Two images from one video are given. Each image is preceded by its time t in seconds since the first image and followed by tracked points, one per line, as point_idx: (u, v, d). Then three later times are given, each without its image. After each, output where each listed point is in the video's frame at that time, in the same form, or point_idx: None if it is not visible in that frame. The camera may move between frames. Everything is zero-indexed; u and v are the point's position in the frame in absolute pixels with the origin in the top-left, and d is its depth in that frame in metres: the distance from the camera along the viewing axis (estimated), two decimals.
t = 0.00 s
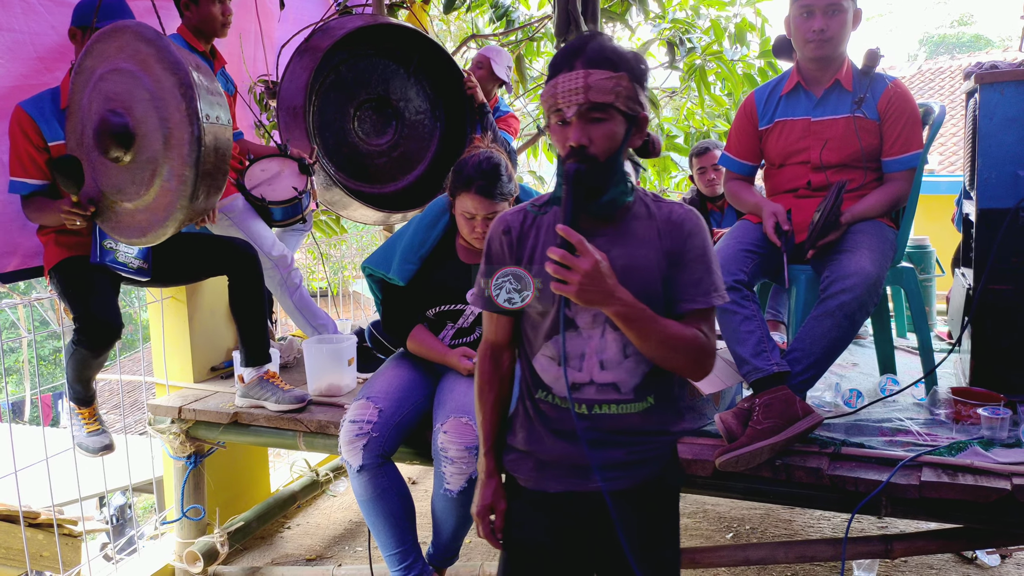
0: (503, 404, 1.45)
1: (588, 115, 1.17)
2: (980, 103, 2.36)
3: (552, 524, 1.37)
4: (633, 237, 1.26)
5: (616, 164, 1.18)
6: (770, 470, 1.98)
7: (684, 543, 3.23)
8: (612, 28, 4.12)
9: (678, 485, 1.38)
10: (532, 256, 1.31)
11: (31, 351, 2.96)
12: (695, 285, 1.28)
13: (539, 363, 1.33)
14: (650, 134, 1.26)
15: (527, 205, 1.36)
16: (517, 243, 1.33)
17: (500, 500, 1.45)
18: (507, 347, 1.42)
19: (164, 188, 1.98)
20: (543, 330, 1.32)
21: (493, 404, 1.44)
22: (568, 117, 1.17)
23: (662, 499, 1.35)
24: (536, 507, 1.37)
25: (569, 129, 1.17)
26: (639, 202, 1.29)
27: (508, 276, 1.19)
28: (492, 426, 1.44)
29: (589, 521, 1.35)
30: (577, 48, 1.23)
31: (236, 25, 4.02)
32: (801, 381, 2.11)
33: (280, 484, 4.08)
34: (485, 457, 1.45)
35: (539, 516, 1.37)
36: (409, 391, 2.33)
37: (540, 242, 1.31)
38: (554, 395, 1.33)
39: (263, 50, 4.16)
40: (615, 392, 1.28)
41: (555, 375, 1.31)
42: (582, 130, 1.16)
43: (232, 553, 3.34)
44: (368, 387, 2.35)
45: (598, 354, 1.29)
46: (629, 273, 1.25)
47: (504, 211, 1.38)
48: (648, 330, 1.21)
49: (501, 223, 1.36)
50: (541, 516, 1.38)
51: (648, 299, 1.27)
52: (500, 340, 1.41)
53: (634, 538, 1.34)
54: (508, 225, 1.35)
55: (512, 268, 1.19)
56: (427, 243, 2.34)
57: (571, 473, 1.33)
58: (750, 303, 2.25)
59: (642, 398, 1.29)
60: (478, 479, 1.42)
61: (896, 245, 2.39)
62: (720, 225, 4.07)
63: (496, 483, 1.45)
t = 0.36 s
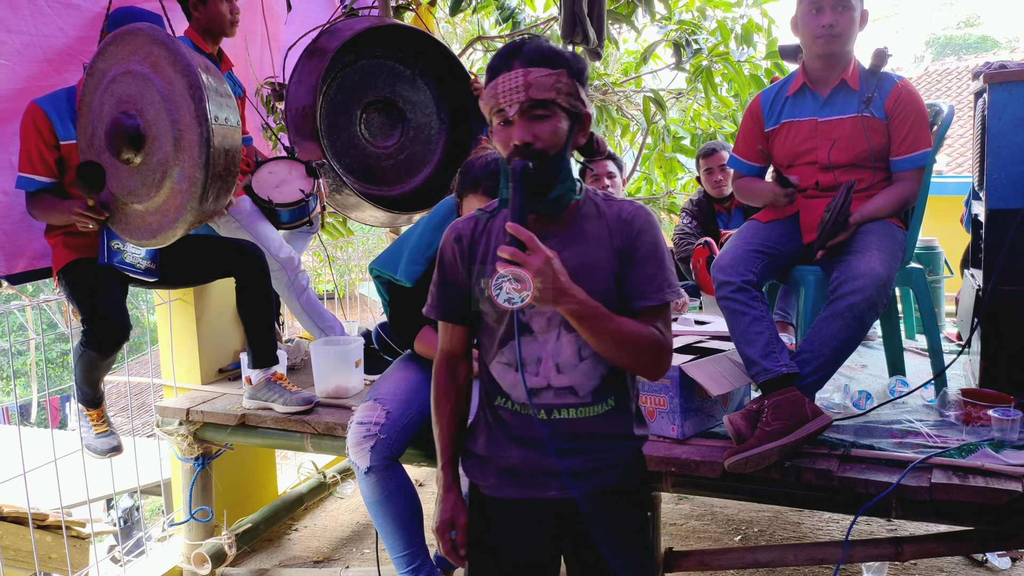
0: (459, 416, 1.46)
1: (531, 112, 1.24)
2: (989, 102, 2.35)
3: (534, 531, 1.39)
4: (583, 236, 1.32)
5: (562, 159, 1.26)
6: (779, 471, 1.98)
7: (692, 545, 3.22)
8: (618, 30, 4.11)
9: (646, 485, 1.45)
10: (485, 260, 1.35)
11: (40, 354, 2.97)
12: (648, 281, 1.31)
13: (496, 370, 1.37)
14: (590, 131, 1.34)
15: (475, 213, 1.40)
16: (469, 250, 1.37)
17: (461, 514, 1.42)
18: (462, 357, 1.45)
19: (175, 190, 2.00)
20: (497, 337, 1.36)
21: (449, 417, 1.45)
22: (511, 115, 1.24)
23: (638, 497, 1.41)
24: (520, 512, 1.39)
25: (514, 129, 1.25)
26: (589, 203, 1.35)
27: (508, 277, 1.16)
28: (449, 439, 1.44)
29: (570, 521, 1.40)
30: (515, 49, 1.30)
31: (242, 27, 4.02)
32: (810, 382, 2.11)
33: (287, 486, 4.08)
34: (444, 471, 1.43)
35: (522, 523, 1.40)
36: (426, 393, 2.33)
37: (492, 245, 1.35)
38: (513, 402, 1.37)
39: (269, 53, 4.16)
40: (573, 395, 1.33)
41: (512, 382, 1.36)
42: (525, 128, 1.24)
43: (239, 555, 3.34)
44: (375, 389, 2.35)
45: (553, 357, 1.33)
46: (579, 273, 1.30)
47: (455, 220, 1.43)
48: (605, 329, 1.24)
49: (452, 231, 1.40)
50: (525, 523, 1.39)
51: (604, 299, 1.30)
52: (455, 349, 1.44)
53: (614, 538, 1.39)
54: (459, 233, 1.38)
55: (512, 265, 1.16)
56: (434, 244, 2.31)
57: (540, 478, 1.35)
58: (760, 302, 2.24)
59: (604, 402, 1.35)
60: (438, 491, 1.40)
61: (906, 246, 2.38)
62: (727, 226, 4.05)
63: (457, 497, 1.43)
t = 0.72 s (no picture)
0: (434, 423, 1.44)
1: (511, 107, 1.28)
2: (991, 102, 2.36)
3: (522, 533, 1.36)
4: (558, 236, 1.31)
5: (539, 157, 1.30)
6: (781, 470, 1.98)
7: (691, 543, 3.23)
8: (619, 29, 4.11)
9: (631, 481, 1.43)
10: (458, 265, 1.34)
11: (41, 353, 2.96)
12: (622, 279, 1.30)
13: (472, 373, 1.38)
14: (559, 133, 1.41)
15: (444, 216, 1.38)
16: (441, 253, 1.35)
17: (440, 520, 1.39)
18: (435, 362, 1.44)
19: (169, 188, 1.99)
20: (472, 341, 1.36)
21: (424, 424, 1.42)
22: (490, 109, 1.27)
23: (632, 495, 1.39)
24: (507, 517, 1.36)
25: (492, 122, 1.28)
26: (560, 201, 1.36)
27: (507, 276, 1.15)
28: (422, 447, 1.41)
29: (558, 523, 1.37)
30: (490, 46, 1.33)
31: (243, 26, 4.02)
32: (812, 381, 2.11)
33: (287, 485, 4.07)
34: (422, 478, 1.40)
35: (509, 524, 1.36)
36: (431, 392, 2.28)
37: (465, 248, 1.34)
38: (492, 405, 1.37)
39: (270, 51, 4.16)
40: (552, 395, 1.33)
41: (491, 385, 1.35)
42: (505, 122, 1.27)
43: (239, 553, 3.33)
44: (376, 388, 2.35)
45: (531, 359, 1.34)
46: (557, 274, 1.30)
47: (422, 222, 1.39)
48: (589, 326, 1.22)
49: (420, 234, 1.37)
50: (513, 526, 1.36)
51: (581, 298, 1.30)
52: (428, 355, 1.43)
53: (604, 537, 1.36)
54: (430, 235, 1.36)
55: (517, 269, 1.15)
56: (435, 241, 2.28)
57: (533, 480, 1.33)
58: (761, 301, 2.25)
59: (580, 400, 1.34)
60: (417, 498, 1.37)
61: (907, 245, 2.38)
62: (727, 225, 4.06)
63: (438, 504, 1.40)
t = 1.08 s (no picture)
0: (434, 424, 1.45)
1: (506, 99, 1.27)
2: (997, 98, 2.35)
3: (525, 534, 1.34)
4: (551, 231, 1.31)
5: (533, 152, 1.29)
6: (788, 467, 1.98)
7: (699, 541, 3.23)
8: (622, 27, 4.11)
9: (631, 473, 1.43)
10: (453, 264, 1.33)
11: (48, 354, 2.97)
12: (618, 273, 1.30)
13: (471, 375, 1.36)
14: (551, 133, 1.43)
15: (437, 214, 1.37)
16: (435, 252, 1.34)
17: (444, 521, 1.40)
18: (432, 362, 1.44)
19: (166, 189, 2.00)
20: (470, 340, 1.35)
21: (426, 428, 1.44)
22: (486, 101, 1.27)
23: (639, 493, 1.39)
24: (511, 517, 1.34)
25: (488, 115, 1.27)
26: (554, 198, 1.36)
27: (508, 275, 1.13)
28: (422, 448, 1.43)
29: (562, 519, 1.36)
30: (486, 43, 1.34)
31: (247, 27, 4.03)
32: (818, 378, 2.11)
33: (294, 485, 4.09)
34: (422, 479, 1.41)
35: (512, 524, 1.35)
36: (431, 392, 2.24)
37: (459, 246, 1.33)
38: (491, 405, 1.35)
39: (274, 52, 4.17)
40: (552, 391, 1.32)
41: (490, 384, 1.35)
42: (501, 114, 1.26)
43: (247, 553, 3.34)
44: (382, 387, 2.35)
45: (530, 356, 1.33)
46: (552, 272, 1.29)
47: (415, 222, 1.38)
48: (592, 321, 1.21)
49: (412, 234, 1.36)
50: (518, 527, 1.34)
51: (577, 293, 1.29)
52: (424, 355, 1.43)
53: (608, 529, 1.36)
54: (423, 234, 1.35)
55: (518, 269, 1.13)
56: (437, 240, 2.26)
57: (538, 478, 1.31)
58: (767, 299, 2.25)
59: (580, 395, 1.33)
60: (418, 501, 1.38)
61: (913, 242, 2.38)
62: (732, 223, 4.05)
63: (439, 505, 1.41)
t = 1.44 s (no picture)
0: (430, 421, 1.45)
1: (507, 91, 1.28)
2: (1003, 99, 2.36)
3: (527, 530, 1.35)
4: (550, 225, 1.32)
5: (534, 147, 1.29)
6: (792, 466, 1.98)
7: (701, 539, 3.23)
8: (627, 25, 4.11)
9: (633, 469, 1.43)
10: (449, 259, 1.33)
11: (53, 349, 2.98)
12: (620, 266, 1.29)
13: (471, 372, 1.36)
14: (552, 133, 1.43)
15: (435, 209, 1.38)
16: (431, 247, 1.35)
17: (438, 520, 1.40)
18: (430, 359, 1.45)
19: (170, 185, 2.01)
20: (470, 337, 1.35)
21: (422, 427, 1.44)
22: (488, 92, 1.27)
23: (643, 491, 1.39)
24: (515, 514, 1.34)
25: (488, 105, 1.28)
26: (554, 193, 1.36)
27: (507, 277, 1.13)
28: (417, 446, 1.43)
29: (565, 519, 1.36)
30: (488, 39, 1.34)
31: (254, 22, 4.03)
32: (822, 377, 2.11)
33: (296, 480, 4.10)
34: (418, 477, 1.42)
35: (513, 522, 1.35)
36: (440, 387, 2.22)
37: (455, 241, 1.33)
38: (491, 404, 1.35)
39: (279, 48, 4.17)
40: (553, 387, 1.32)
41: (489, 382, 1.34)
42: (502, 106, 1.27)
43: (250, 548, 3.35)
44: (387, 383, 2.36)
45: (529, 353, 1.33)
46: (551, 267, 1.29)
47: (413, 217, 1.40)
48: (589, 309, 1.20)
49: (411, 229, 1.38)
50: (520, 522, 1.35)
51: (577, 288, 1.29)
52: (422, 352, 1.44)
53: (609, 529, 1.36)
54: (422, 229, 1.36)
55: (514, 269, 1.13)
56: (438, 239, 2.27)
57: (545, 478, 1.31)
58: (772, 297, 2.25)
59: (580, 391, 1.33)
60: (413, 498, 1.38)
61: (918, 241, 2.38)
62: (735, 222, 4.05)
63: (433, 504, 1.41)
